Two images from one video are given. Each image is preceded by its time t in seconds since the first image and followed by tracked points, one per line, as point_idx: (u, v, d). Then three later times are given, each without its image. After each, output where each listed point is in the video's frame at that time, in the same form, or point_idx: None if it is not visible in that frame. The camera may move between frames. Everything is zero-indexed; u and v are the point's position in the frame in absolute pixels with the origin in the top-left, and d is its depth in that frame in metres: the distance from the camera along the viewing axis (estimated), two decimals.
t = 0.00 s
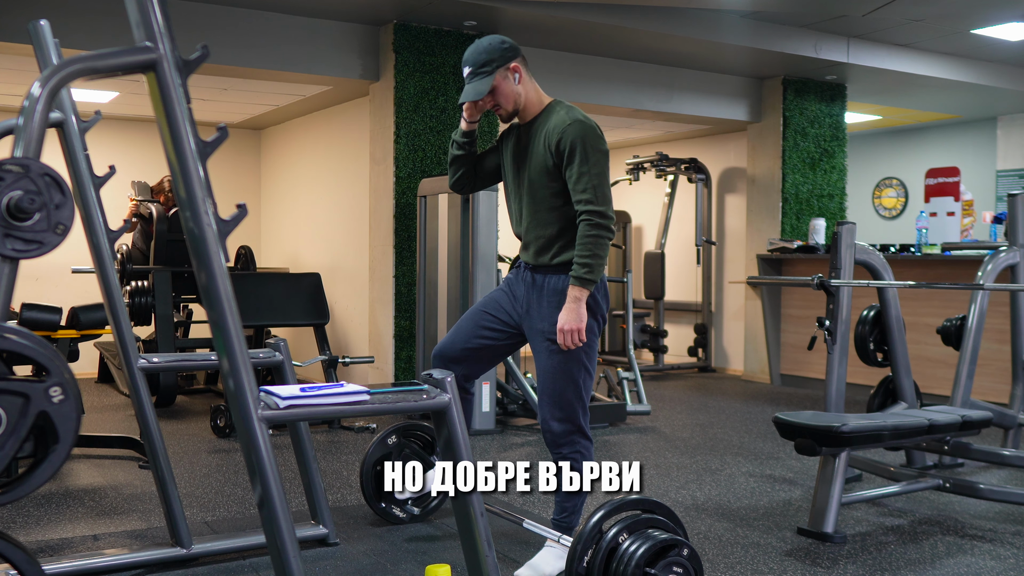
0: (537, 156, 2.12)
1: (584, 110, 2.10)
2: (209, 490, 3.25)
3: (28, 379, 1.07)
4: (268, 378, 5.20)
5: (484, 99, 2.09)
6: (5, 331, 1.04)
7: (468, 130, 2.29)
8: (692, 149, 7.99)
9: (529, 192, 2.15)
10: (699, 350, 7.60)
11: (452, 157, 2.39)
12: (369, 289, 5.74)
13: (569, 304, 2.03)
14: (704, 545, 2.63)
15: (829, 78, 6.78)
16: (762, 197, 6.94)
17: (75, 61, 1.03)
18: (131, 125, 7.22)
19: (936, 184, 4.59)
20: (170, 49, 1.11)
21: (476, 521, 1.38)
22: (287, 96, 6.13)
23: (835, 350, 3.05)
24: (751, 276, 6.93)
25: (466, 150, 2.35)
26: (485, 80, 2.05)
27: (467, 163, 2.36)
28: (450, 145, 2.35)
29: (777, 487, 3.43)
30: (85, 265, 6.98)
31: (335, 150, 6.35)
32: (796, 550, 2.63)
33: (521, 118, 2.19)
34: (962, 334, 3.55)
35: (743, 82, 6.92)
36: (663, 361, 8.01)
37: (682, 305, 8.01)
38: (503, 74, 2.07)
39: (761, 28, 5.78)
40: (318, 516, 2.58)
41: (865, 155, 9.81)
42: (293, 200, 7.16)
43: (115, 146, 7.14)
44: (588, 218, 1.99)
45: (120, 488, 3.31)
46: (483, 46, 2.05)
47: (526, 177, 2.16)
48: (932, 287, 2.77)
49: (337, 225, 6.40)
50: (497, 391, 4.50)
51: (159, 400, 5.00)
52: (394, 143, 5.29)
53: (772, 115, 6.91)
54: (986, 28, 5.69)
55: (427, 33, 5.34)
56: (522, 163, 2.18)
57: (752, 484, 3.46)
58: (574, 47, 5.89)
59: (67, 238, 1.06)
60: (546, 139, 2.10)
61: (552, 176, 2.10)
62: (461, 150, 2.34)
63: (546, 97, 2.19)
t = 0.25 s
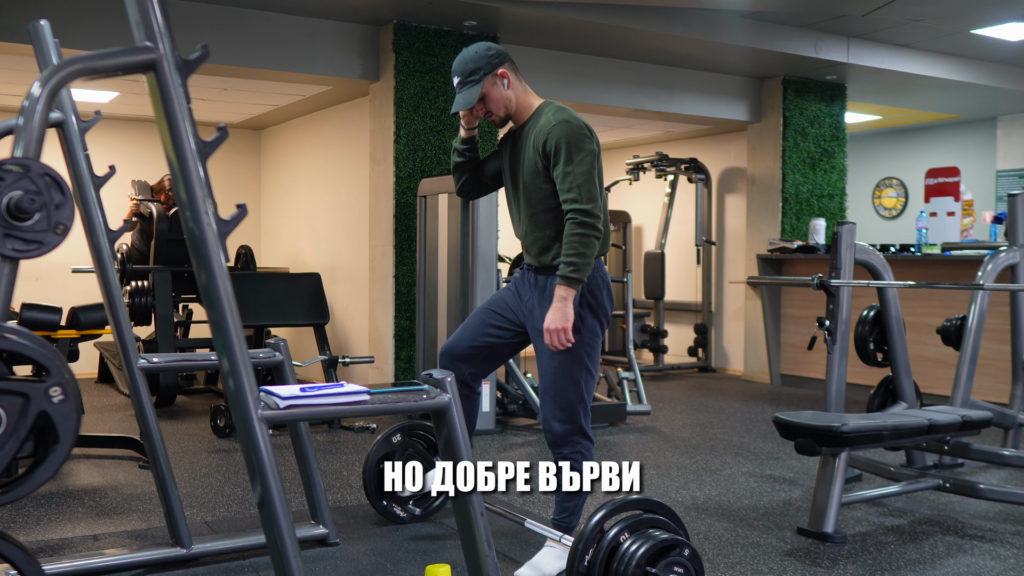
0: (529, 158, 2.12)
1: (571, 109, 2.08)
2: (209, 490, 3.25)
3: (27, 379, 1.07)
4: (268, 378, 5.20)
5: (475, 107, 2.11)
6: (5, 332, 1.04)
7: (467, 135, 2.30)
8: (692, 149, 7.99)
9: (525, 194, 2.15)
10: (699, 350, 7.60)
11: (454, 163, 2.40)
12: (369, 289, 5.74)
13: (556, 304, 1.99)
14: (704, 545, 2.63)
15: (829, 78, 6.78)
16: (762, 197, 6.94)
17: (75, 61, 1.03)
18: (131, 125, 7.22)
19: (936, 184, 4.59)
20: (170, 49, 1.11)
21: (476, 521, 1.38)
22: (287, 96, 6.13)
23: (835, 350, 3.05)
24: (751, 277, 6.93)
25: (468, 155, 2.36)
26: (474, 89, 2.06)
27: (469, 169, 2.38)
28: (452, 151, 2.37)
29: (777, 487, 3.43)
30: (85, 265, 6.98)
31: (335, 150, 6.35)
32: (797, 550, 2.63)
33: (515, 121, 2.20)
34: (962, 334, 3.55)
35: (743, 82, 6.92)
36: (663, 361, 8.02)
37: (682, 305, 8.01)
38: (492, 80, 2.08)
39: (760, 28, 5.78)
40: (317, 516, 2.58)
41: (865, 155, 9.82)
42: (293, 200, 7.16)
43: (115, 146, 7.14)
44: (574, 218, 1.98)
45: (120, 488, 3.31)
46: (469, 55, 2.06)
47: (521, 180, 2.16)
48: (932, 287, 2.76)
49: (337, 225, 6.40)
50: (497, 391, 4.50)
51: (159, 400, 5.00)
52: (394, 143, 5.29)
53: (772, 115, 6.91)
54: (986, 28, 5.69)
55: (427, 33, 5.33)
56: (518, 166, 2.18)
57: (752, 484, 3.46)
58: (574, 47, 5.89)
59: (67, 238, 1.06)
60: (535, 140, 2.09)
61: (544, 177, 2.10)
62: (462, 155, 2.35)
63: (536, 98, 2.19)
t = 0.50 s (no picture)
0: (528, 157, 2.12)
1: (571, 108, 2.08)
2: (209, 490, 3.25)
3: (27, 379, 1.07)
4: (268, 378, 5.20)
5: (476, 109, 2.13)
6: (5, 331, 1.04)
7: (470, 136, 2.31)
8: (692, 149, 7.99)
9: (524, 194, 2.16)
10: (699, 350, 7.60)
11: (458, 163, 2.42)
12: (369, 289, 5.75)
13: (540, 300, 1.99)
14: (704, 546, 2.63)
15: (829, 78, 6.78)
16: (762, 197, 6.95)
17: (75, 61, 1.04)
18: (131, 125, 7.22)
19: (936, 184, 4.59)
20: (170, 49, 1.11)
21: (476, 521, 1.38)
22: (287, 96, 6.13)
23: (835, 350, 3.05)
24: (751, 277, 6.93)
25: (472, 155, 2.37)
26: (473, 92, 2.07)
27: (473, 168, 2.38)
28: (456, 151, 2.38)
29: (777, 487, 3.43)
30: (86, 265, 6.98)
31: (335, 150, 6.35)
32: (796, 550, 2.63)
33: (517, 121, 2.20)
34: (962, 334, 3.55)
35: (743, 82, 6.92)
36: (663, 361, 8.02)
37: (682, 305, 8.01)
38: (492, 82, 2.09)
39: (760, 28, 5.78)
40: (318, 516, 2.58)
41: (865, 155, 9.82)
42: (293, 200, 7.16)
43: (115, 146, 7.14)
44: (569, 218, 1.98)
45: (120, 488, 3.31)
46: (467, 57, 2.07)
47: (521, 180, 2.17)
48: (931, 287, 2.76)
49: (337, 225, 6.40)
50: (497, 392, 4.49)
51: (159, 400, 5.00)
52: (394, 143, 5.29)
53: (772, 115, 6.91)
54: (986, 28, 5.69)
55: (427, 33, 5.33)
56: (518, 166, 2.19)
57: (752, 484, 3.46)
58: (574, 47, 5.89)
59: (67, 238, 1.06)
60: (534, 140, 2.10)
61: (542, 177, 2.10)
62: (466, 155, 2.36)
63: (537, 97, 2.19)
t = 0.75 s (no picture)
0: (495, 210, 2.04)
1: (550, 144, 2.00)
2: (209, 490, 3.25)
3: (27, 378, 1.07)
4: (268, 378, 5.20)
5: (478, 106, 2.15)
6: (5, 331, 1.04)
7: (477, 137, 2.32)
8: (692, 149, 8.00)
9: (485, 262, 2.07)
10: (699, 350, 7.60)
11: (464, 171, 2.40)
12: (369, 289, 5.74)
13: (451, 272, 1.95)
14: (704, 546, 2.63)
15: (829, 78, 6.78)
16: (762, 197, 6.94)
17: (75, 61, 1.04)
18: (131, 124, 7.22)
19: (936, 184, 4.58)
20: (170, 49, 1.11)
21: (476, 521, 1.38)
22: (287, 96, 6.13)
23: (835, 350, 3.05)
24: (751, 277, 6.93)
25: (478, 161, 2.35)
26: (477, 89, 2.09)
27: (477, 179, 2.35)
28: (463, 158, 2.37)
29: (777, 487, 3.43)
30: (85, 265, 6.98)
31: (335, 150, 6.35)
32: (796, 550, 2.63)
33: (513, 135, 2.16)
34: (962, 334, 3.55)
35: (743, 82, 6.92)
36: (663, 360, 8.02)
37: (682, 305, 8.01)
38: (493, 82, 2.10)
39: (761, 28, 5.78)
40: (318, 516, 2.58)
41: (865, 155, 9.82)
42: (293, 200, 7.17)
43: (115, 146, 7.13)
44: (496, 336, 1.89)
45: (120, 488, 3.30)
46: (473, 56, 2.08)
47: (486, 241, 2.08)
48: (931, 287, 2.76)
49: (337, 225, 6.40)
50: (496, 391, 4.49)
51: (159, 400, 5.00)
52: (394, 143, 5.29)
53: (772, 115, 6.91)
54: (986, 28, 5.69)
55: (427, 33, 5.33)
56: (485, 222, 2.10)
57: (752, 484, 3.46)
58: (573, 47, 5.89)
59: (67, 238, 1.06)
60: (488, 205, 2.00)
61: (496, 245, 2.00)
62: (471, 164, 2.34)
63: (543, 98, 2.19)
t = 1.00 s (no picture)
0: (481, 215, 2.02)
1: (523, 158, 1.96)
2: (208, 490, 3.25)
3: (27, 379, 1.07)
4: (268, 378, 5.20)
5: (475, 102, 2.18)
6: (4, 331, 1.04)
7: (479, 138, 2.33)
8: (692, 149, 8.00)
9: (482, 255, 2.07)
10: (699, 350, 7.60)
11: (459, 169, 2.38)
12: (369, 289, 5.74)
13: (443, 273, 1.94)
14: (703, 546, 2.63)
15: (829, 78, 6.78)
16: (762, 197, 6.95)
17: (75, 61, 1.04)
18: (131, 124, 7.22)
19: (936, 184, 4.58)
20: (170, 49, 1.11)
21: (476, 521, 1.37)
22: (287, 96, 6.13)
23: (835, 350, 3.05)
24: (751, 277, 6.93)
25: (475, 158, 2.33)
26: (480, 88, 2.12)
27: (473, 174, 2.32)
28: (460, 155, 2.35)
29: (777, 487, 3.43)
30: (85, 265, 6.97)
31: (335, 151, 6.36)
32: (796, 550, 2.63)
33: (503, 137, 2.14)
34: (963, 334, 3.55)
35: (743, 82, 6.92)
36: (663, 361, 8.02)
37: (682, 305, 8.02)
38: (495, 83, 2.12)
39: (761, 28, 5.78)
40: (318, 516, 2.58)
41: (865, 155, 9.82)
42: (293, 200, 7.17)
43: (115, 146, 7.13)
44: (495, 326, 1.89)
45: (120, 488, 3.30)
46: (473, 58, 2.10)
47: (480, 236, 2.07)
48: (931, 287, 2.76)
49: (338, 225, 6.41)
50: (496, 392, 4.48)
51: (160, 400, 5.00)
52: (394, 143, 5.29)
53: (772, 115, 6.91)
54: (986, 28, 5.69)
55: (427, 33, 5.33)
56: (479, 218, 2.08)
57: (752, 484, 3.46)
58: (573, 47, 5.89)
59: (67, 238, 1.06)
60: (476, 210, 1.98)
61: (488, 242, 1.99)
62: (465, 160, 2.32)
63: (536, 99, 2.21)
